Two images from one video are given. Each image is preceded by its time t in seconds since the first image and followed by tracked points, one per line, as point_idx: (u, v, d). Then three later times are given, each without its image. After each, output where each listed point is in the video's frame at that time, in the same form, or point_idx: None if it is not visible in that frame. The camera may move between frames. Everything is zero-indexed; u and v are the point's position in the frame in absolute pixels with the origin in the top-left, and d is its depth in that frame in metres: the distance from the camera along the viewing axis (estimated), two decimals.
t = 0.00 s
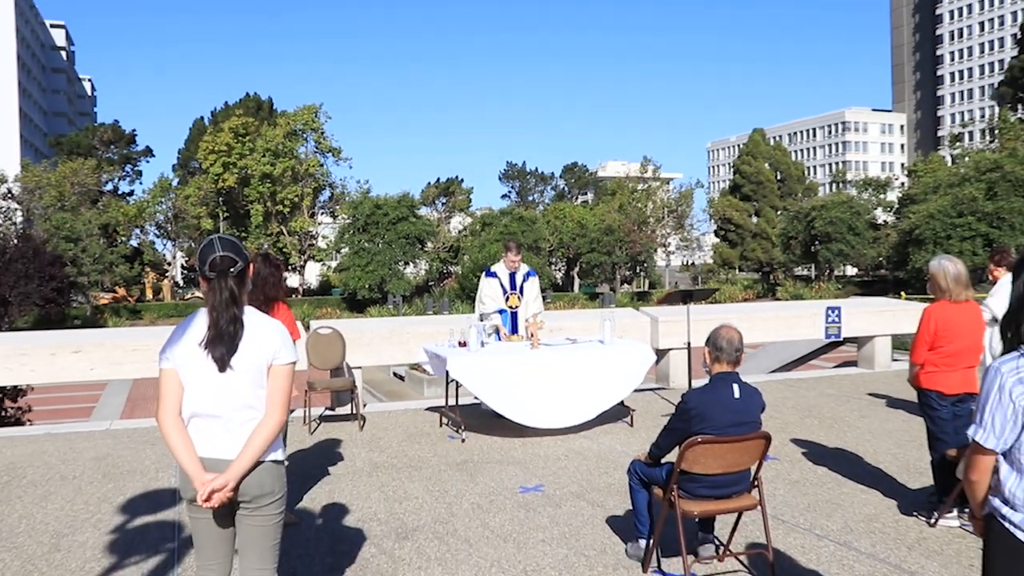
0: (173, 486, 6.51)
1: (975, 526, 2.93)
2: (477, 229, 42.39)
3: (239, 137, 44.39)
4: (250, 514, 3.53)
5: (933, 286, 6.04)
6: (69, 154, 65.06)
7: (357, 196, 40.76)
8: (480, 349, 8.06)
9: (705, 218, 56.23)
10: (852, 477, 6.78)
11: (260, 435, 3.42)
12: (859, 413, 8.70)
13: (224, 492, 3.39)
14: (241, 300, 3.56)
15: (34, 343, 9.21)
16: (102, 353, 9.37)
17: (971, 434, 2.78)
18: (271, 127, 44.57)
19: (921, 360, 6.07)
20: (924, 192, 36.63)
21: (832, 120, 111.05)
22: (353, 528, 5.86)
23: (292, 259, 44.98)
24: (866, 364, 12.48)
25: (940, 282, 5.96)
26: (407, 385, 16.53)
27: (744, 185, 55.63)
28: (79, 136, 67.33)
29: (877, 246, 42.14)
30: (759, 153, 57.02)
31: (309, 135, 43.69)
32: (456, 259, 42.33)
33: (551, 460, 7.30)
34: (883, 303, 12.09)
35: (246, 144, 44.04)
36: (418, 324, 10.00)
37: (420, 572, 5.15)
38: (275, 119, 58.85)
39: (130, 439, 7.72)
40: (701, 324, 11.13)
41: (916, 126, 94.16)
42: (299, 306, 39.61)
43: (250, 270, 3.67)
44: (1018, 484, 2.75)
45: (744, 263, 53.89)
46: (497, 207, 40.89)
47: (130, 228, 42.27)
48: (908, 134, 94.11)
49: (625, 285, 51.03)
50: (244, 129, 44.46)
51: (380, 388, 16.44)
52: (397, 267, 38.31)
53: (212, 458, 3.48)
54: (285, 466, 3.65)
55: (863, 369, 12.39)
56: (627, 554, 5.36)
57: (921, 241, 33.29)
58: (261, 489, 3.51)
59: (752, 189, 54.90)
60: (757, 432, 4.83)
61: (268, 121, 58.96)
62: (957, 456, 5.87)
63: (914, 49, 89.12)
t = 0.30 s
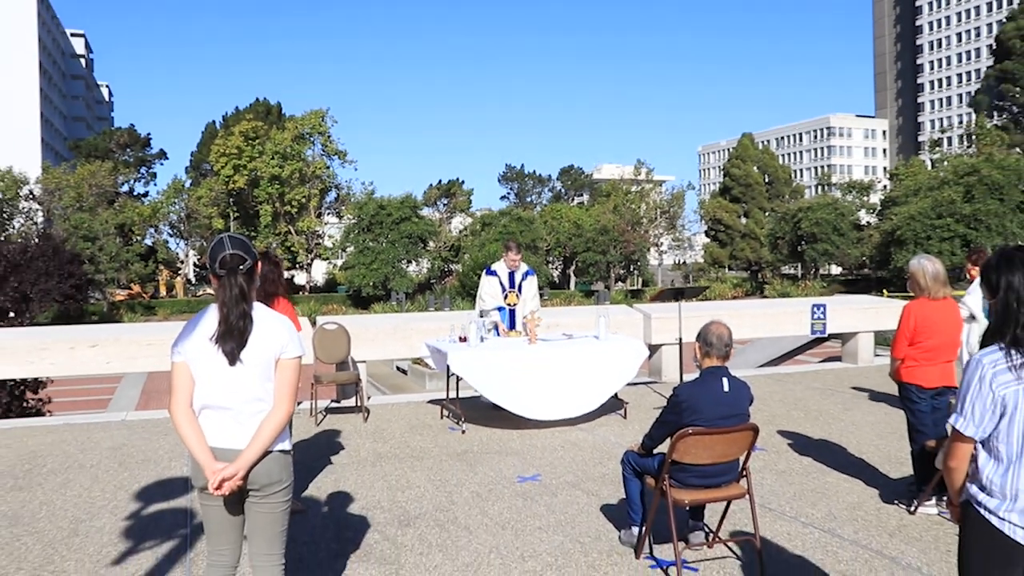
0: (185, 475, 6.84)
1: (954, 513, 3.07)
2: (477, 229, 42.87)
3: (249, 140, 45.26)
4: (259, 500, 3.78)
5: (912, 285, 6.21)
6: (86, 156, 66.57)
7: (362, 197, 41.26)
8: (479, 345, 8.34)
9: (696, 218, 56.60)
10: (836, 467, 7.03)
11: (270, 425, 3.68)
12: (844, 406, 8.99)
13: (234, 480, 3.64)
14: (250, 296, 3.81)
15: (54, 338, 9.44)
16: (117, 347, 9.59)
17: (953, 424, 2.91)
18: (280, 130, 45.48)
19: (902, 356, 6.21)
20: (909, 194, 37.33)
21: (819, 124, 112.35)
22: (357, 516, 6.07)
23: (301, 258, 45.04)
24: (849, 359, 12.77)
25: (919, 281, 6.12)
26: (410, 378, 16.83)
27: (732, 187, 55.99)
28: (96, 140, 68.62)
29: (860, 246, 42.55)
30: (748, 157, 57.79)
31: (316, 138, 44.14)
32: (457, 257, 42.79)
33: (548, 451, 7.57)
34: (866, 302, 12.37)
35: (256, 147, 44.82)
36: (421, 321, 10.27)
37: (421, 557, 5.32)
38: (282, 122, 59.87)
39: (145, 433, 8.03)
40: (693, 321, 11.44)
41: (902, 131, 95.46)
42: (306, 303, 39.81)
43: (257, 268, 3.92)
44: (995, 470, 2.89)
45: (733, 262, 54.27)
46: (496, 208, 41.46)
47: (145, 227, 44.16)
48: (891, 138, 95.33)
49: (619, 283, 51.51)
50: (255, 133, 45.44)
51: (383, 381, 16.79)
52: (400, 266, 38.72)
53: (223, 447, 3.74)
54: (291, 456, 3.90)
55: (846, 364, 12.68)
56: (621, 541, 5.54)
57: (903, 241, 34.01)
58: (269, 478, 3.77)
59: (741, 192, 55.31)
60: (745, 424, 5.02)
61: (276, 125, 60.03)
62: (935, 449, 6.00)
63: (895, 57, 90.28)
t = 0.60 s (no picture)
0: (199, 469, 7.13)
1: (942, 498, 3.18)
2: (478, 228, 43.31)
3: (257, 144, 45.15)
4: (270, 493, 3.99)
5: (901, 278, 6.35)
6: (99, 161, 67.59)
7: (366, 198, 41.72)
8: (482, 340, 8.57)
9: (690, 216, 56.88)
10: (829, 456, 7.25)
11: (280, 419, 3.89)
12: (836, 397, 9.22)
13: (247, 474, 3.84)
14: (257, 296, 4.00)
15: (73, 338, 9.65)
16: (132, 346, 9.82)
17: (942, 411, 3.04)
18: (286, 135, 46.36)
19: (891, 347, 6.35)
20: (896, 190, 37.80)
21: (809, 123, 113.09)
22: (366, 507, 6.27)
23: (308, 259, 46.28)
24: (840, 351, 13.01)
25: (907, 274, 6.27)
26: (415, 374, 17.09)
27: (726, 186, 55.36)
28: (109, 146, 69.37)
29: (849, 242, 42.85)
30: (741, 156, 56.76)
31: (322, 142, 45.96)
32: (460, 256, 43.16)
33: (549, 442, 7.80)
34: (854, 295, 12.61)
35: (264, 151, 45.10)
36: (425, 318, 10.50)
37: (428, 546, 5.53)
38: (287, 126, 60.60)
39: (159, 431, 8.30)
40: (688, 315, 11.68)
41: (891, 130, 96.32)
42: (312, 302, 40.07)
43: (264, 268, 4.11)
44: (985, 457, 3.02)
45: (728, 258, 54.65)
46: (497, 207, 41.93)
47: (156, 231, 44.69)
48: (875, 137, 96.25)
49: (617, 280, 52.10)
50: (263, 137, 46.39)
51: (389, 376, 17.05)
52: (404, 265, 39.09)
53: (234, 442, 3.94)
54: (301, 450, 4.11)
55: (837, 356, 12.91)
56: (620, 529, 5.73)
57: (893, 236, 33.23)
58: (279, 472, 3.97)
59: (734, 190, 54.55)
60: (740, 414, 5.23)
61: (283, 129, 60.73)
62: (923, 437, 6.15)
63: (882, 57, 91.05)
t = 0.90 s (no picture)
0: (205, 466, 7.17)
1: (948, 495, 3.17)
2: (484, 226, 43.35)
3: (263, 142, 46.69)
4: (277, 490, 3.99)
5: (908, 276, 6.32)
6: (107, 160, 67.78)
7: (373, 196, 41.77)
8: (488, 337, 8.58)
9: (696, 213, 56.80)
10: (835, 454, 7.23)
11: (287, 416, 3.89)
12: (842, 394, 9.22)
13: (254, 471, 3.86)
14: (264, 293, 4.01)
15: (80, 335, 9.70)
16: (139, 343, 9.85)
17: (951, 405, 3.03)
18: (293, 133, 46.50)
19: (897, 344, 6.32)
20: (903, 188, 37.73)
21: (815, 120, 112.86)
22: (372, 503, 6.29)
23: (314, 256, 46.52)
24: (847, 348, 12.98)
25: (914, 272, 6.24)
26: (421, 371, 17.13)
27: (732, 182, 55.91)
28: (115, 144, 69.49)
29: (857, 239, 42.85)
30: (746, 153, 57.33)
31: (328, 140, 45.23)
32: (465, 254, 43.14)
33: (555, 439, 7.81)
34: (861, 293, 12.53)
35: (270, 149, 46.40)
36: (431, 316, 10.50)
37: (434, 543, 5.54)
38: (294, 125, 60.76)
39: (167, 428, 8.35)
40: (694, 313, 11.67)
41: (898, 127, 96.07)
42: (318, 300, 40.09)
43: (271, 264, 4.13)
44: (992, 452, 3.01)
45: (734, 256, 54.60)
46: (503, 205, 41.96)
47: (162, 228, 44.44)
48: (884, 134, 95.79)
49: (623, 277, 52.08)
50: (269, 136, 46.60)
51: (395, 374, 17.07)
52: (411, 262, 39.00)
53: (242, 439, 3.95)
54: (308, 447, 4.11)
55: (844, 353, 12.88)
56: (626, 526, 5.74)
57: (898, 233, 33.63)
58: (287, 468, 3.98)
59: (740, 187, 55.26)
60: (746, 411, 5.22)
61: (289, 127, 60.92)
62: (930, 434, 6.13)
63: (887, 55, 90.74)
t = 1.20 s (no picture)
0: (208, 462, 7.16)
1: (948, 495, 3.18)
2: (488, 223, 43.43)
3: (267, 139, 46.36)
4: (279, 486, 3.99)
5: (910, 276, 6.31)
6: (110, 155, 67.85)
7: (376, 193, 41.86)
8: (490, 334, 8.58)
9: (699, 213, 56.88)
10: (836, 453, 7.24)
11: (289, 412, 3.89)
12: (843, 394, 9.22)
13: (256, 467, 3.85)
14: (269, 289, 4.01)
15: (83, 330, 9.68)
16: (141, 339, 9.84)
17: (951, 405, 3.04)
18: (297, 129, 46.62)
19: (899, 345, 6.32)
20: (905, 189, 37.79)
21: (818, 121, 112.87)
22: (374, 500, 6.29)
23: (316, 252, 46.65)
24: (849, 348, 12.97)
25: (916, 272, 6.24)
26: (424, 368, 17.11)
27: (735, 182, 56.16)
28: (119, 139, 69.48)
29: (860, 240, 42.89)
30: (750, 153, 57.53)
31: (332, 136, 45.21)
32: (468, 251, 43.21)
33: (557, 437, 7.82)
34: (863, 294, 12.55)
35: (274, 146, 46.01)
36: (434, 313, 10.50)
37: (436, 540, 5.54)
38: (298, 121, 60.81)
39: (169, 423, 8.36)
40: (696, 312, 11.65)
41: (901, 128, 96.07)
42: (320, 296, 40.13)
43: (276, 260, 4.12)
44: (990, 453, 3.02)
45: (737, 256, 54.67)
46: (506, 202, 42.06)
47: (165, 224, 45.90)
48: (887, 135, 95.76)
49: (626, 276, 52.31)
50: (273, 132, 46.67)
51: (397, 371, 17.04)
52: (414, 259, 39.04)
53: (244, 435, 3.95)
54: (310, 444, 4.11)
55: (846, 353, 12.87)
56: (628, 525, 5.74)
57: (901, 235, 33.75)
58: (289, 465, 3.98)
59: (744, 186, 55.36)
60: (748, 410, 5.23)
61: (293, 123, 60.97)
62: (930, 434, 6.13)
63: (891, 57, 90.83)
